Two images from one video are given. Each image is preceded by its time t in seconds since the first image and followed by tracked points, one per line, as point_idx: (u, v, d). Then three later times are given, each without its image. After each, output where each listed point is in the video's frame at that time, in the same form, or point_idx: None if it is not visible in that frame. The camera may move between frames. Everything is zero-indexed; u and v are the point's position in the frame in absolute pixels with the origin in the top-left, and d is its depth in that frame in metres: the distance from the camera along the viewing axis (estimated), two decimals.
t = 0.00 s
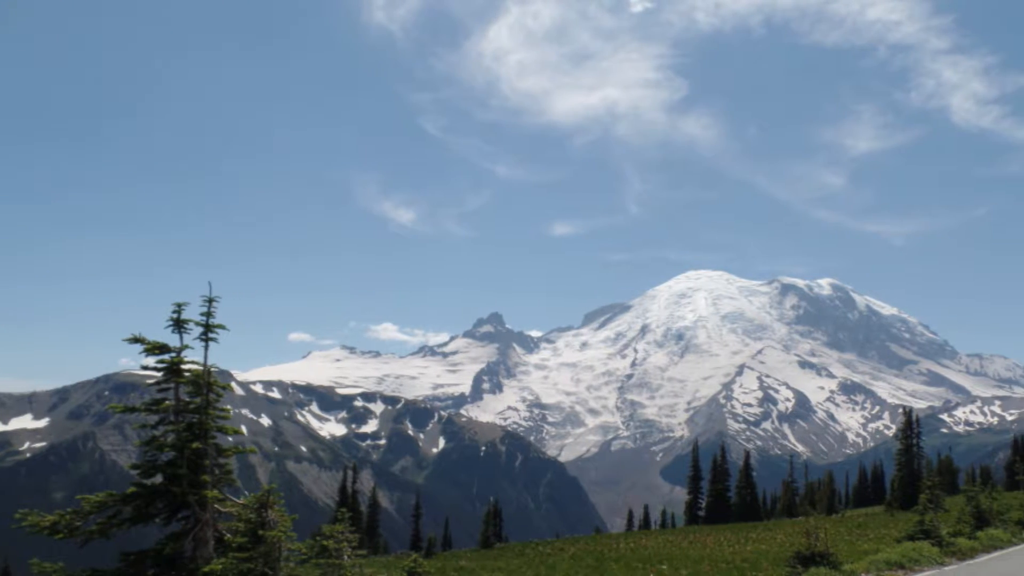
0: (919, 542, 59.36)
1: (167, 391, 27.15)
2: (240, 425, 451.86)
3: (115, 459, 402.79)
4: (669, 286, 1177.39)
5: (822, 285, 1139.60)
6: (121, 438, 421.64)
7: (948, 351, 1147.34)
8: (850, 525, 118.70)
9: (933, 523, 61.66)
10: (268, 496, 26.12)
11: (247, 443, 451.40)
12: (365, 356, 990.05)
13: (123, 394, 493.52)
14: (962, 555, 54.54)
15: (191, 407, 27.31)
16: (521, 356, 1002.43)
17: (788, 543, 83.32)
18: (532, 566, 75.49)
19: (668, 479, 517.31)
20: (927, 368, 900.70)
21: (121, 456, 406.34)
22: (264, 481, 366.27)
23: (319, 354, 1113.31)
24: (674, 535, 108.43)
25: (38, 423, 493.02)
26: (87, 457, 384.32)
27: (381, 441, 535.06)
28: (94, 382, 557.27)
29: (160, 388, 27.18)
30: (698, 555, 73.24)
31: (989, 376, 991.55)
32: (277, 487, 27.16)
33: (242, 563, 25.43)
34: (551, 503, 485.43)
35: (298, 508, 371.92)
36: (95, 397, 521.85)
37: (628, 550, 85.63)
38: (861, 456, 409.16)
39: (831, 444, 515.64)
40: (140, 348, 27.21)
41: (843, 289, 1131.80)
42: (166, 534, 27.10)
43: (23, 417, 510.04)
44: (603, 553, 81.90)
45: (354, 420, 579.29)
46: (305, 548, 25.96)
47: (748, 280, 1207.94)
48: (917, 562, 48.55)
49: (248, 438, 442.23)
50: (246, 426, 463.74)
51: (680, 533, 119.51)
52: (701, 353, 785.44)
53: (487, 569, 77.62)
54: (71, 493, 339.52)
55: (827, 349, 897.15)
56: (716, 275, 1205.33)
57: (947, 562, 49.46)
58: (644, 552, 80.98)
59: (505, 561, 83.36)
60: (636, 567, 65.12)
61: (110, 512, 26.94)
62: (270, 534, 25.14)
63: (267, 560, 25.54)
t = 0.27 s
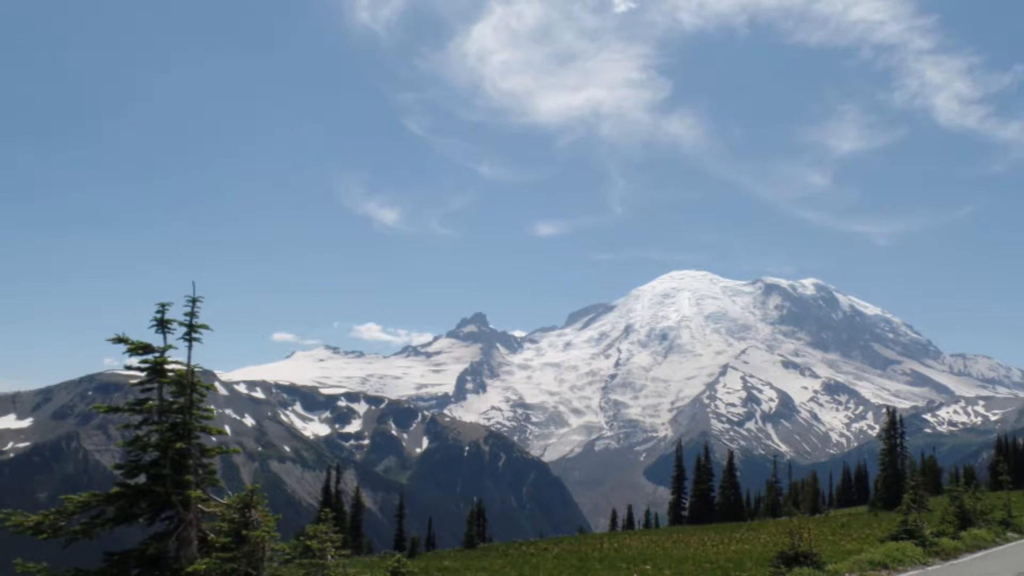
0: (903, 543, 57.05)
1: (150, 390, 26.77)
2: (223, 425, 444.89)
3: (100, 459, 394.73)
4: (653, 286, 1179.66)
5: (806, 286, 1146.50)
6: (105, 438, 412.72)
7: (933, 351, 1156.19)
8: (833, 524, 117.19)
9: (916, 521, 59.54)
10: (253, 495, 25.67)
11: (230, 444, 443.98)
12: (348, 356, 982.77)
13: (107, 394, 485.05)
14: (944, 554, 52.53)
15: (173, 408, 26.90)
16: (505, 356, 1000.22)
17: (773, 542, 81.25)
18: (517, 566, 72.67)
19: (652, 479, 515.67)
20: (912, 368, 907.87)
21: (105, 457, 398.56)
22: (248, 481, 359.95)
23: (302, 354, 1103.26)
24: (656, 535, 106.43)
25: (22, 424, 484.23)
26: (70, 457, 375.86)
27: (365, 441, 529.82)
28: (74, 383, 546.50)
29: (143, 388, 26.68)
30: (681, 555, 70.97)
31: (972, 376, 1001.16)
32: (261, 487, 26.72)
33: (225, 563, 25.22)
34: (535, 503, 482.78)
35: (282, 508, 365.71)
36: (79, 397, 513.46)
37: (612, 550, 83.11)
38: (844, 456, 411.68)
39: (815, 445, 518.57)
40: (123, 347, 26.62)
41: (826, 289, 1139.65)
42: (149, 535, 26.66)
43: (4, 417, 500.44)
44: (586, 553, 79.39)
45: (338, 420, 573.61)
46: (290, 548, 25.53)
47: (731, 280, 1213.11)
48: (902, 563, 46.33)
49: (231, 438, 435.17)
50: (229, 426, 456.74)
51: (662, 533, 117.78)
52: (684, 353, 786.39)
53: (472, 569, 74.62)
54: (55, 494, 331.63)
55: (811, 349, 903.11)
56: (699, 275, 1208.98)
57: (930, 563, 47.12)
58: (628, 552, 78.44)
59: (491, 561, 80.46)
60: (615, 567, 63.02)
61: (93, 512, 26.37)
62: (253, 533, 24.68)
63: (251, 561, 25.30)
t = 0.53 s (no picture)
0: (886, 542, 54.64)
1: (134, 392, 26.71)
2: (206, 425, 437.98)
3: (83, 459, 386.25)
4: (637, 287, 1181.75)
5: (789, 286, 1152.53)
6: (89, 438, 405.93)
7: (916, 350, 1166.32)
8: (817, 524, 115.25)
9: (898, 520, 57.06)
10: (235, 495, 25.89)
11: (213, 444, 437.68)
12: (331, 356, 974.88)
13: (90, 393, 476.04)
14: (929, 554, 50.21)
15: (157, 409, 26.92)
16: (488, 356, 996.96)
17: (756, 542, 78.88)
18: (500, 566, 69.77)
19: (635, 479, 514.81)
20: (895, 368, 915.89)
21: (88, 457, 390.60)
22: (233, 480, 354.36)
23: (284, 353, 1093.40)
24: (641, 536, 103.76)
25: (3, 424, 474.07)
26: (54, 457, 367.43)
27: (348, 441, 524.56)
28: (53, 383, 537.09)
29: (127, 389, 26.55)
30: (663, 554, 68.56)
31: (954, 377, 1011.18)
32: (243, 487, 26.81)
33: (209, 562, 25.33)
34: (518, 503, 480.32)
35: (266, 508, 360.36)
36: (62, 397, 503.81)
37: (594, 550, 80.58)
38: (827, 457, 413.77)
39: (798, 445, 520.88)
40: (107, 347, 26.41)
41: (810, 289, 1145.64)
42: (132, 535, 26.58)
43: None
44: (568, 553, 76.74)
45: (322, 420, 567.69)
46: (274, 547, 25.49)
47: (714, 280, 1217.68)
48: (887, 563, 43.90)
49: (214, 438, 428.80)
50: (212, 426, 450.15)
51: (646, 532, 115.40)
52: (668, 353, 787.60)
53: (453, 569, 71.69)
54: (37, 494, 323.66)
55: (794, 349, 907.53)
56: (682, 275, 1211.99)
57: (914, 563, 44.67)
58: (611, 552, 75.83)
59: (473, 561, 77.60)
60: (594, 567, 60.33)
61: (78, 512, 26.17)
62: (238, 533, 24.87)
63: (234, 561, 25.55)
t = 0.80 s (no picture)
0: (868, 543, 51.97)
1: (118, 391, 26.07)
2: (190, 424, 430.53)
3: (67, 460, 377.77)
4: (620, 287, 1183.42)
5: (772, 286, 1158.24)
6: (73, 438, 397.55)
7: (900, 350, 1175.84)
8: (800, 524, 113.79)
9: (883, 519, 54.51)
10: (220, 495, 24.88)
11: (197, 444, 430.11)
12: (314, 356, 966.09)
13: (74, 393, 467.36)
14: (911, 552, 47.77)
15: (140, 408, 26.08)
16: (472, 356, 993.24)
17: (741, 542, 76.68)
18: (483, 566, 66.67)
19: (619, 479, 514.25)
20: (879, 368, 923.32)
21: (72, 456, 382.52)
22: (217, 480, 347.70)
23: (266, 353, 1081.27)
24: (624, 536, 101.34)
25: None
26: (37, 457, 359.42)
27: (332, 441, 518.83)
28: (31, 383, 526.31)
29: (110, 388, 25.81)
30: (646, 554, 66.29)
31: (936, 376, 1020.28)
32: (229, 486, 25.85)
33: (192, 563, 24.12)
34: (502, 503, 477.38)
35: (248, 508, 352.65)
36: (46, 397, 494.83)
37: (578, 550, 77.88)
38: (811, 457, 416.00)
39: (782, 445, 523.52)
40: (89, 345, 25.83)
41: (794, 289, 1152.06)
42: (116, 535, 25.87)
43: None
44: (552, 553, 73.91)
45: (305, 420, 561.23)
46: (253, 547, 24.52)
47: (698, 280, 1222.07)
48: (870, 560, 41.18)
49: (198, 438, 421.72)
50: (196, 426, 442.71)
51: (629, 533, 112.91)
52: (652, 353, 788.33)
53: (437, 569, 68.53)
54: (20, 494, 315.64)
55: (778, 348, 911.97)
56: (666, 275, 1215.76)
57: (899, 563, 41.73)
58: (595, 552, 73.12)
59: (457, 561, 74.58)
60: (573, 567, 57.95)
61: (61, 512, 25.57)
62: (220, 533, 23.88)
63: (216, 560, 24.36)
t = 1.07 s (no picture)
0: (851, 543, 49.60)
1: (101, 390, 25.57)
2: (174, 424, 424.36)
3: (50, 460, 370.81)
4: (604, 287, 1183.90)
5: (756, 286, 1163.31)
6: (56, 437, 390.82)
7: (882, 350, 1186.22)
8: (783, 523, 112.15)
9: (866, 519, 52.06)
10: (203, 494, 24.18)
11: (180, 444, 423.06)
12: (297, 356, 957.32)
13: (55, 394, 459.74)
14: (893, 552, 45.62)
15: (124, 408, 25.69)
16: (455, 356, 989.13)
17: (724, 542, 74.64)
18: (468, 566, 63.98)
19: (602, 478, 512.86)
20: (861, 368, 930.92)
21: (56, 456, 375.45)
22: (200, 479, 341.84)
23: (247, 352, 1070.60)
24: (607, 534, 99.01)
25: None
26: (19, 457, 352.28)
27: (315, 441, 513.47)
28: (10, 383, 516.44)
29: (93, 388, 25.38)
30: (629, 554, 63.89)
31: (918, 377, 1028.14)
32: (212, 486, 25.17)
33: (176, 563, 23.34)
34: (486, 503, 474.10)
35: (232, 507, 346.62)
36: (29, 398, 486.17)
37: (562, 550, 75.36)
38: (794, 457, 417.40)
39: (765, 445, 525.31)
40: (73, 345, 25.30)
41: (777, 289, 1157.85)
42: (100, 534, 25.31)
43: None
44: (536, 552, 71.37)
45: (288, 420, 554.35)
46: (237, 547, 23.72)
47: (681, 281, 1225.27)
48: (853, 560, 38.95)
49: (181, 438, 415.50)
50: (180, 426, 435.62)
51: (610, 533, 110.53)
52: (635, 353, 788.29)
53: (419, 569, 65.82)
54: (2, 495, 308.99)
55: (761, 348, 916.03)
56: (650, 275, 1217.73)
57: (884, 563, 39.40)
58: (579, 552, 70.62)
59: (440, 561, 71.68)
60: (553, 567, 55.38)
61: (44, 512, 24.96)
62: (204, 534, 23.15)
63: (201, 560, 23.66)
